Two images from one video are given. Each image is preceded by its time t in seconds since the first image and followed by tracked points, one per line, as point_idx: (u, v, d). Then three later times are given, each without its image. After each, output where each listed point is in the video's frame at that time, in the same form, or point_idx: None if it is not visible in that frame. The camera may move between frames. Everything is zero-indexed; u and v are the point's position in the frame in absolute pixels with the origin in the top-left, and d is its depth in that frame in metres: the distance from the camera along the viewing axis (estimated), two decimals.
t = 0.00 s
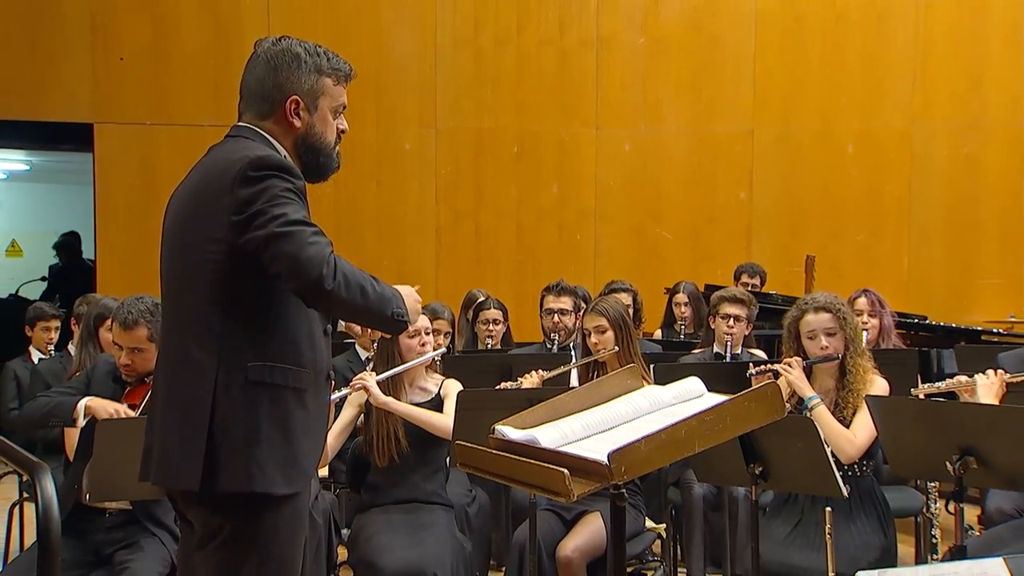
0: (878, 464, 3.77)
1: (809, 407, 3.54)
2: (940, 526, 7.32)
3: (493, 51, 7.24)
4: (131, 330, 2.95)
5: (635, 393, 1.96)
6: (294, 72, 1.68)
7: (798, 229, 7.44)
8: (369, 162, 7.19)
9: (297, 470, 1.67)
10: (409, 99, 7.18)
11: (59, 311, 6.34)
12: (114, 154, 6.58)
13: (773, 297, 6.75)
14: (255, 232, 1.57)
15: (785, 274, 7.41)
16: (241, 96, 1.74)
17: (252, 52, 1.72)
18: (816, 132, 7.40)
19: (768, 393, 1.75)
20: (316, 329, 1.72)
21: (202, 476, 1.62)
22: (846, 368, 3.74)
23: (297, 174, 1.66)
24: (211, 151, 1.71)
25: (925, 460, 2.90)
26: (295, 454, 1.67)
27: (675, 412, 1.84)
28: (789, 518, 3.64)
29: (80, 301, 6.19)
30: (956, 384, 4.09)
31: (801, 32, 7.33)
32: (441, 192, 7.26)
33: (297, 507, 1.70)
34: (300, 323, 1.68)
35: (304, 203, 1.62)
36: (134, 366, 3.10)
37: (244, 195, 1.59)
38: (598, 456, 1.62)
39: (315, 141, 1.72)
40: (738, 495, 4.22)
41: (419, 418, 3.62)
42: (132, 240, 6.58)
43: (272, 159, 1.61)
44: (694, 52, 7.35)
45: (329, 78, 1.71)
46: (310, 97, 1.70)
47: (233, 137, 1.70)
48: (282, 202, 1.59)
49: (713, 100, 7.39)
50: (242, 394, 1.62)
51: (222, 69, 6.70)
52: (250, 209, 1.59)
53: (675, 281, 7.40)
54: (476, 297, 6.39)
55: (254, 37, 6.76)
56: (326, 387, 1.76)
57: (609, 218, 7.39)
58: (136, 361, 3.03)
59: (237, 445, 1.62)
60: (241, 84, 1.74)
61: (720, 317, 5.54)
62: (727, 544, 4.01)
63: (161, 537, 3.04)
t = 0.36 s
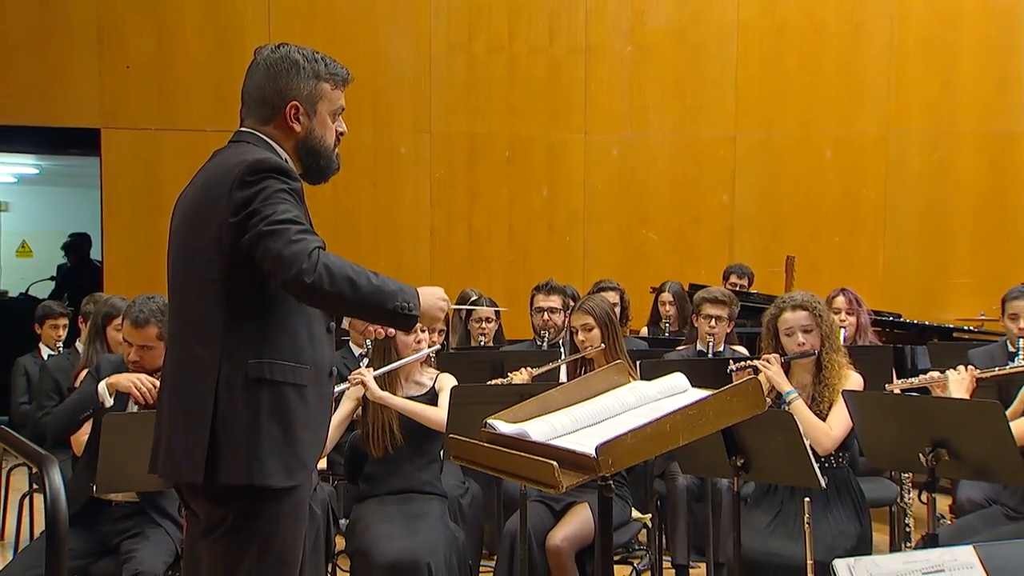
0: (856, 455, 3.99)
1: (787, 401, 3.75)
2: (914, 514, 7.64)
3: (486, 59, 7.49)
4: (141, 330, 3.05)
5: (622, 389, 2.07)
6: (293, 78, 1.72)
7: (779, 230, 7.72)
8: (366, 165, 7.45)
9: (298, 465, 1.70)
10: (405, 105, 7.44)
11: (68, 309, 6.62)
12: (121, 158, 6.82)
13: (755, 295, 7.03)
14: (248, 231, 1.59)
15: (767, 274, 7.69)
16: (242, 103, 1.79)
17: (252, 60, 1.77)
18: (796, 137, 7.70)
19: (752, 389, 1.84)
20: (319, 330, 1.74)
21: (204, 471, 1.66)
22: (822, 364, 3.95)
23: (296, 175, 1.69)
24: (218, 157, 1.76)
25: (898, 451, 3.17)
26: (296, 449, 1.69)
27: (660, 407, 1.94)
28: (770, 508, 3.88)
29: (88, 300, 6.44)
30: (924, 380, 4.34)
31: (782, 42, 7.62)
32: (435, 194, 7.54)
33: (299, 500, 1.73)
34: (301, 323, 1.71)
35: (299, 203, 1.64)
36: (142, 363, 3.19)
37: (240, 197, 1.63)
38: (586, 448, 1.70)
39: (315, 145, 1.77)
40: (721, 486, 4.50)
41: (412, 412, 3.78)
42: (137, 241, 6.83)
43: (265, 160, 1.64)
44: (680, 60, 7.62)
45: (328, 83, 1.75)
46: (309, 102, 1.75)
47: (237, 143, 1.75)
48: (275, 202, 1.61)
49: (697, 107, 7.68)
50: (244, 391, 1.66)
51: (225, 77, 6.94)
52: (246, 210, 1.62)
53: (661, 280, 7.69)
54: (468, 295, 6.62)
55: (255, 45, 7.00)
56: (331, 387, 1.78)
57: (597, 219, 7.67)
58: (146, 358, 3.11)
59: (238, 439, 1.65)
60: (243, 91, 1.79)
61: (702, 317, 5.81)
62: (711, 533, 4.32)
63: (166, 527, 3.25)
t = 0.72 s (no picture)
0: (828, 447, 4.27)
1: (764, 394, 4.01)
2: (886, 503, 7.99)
3: (477, 65, 7.77)
4: (161, 310, 3.51)
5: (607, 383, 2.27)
6: (294, 85, 1.84)
7: (758, 231, 8.04)
8: (362, 167, 7.72)
9: (297, 455, 1.79)
10: (399, 109, 7.71)
11: (74, 307, 6.88)
12: (126, 160, 7.08)
13: (735, 293, 7.33)
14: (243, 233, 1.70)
15: (746, 273, 8.02)
16: (246, 107, 1.90)
17: (256, 66, 1.89)
18: (774, 141, 8.02)
19: (729, 382, 2.01)
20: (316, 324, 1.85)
21: (205, 459, 1.76)
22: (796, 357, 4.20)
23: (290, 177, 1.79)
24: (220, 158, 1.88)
25: (871, 440, 3.46)
26: (294, 440, 1.78)
27: (642, 399, 2.13)
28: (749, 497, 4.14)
29: (93, 298, 6.69)
30: (891, 374, 4.62)
31: (760, 50, 7.94)
32: (428, 195, 7.82)
33: (297, 489, 1.82)
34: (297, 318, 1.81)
35: (292, 205, 1.75)
36: (154, 347, 3.60)
37: (236, 199, 1.73)
38: (571, 440, 1.87)
39: (314, 149, 1.88)
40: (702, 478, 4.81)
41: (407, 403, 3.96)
42: (140, 240, 7.07)
43: (260, 164, 1.74)
44: (662, 67, 7.93)
45: (328, 91, 1.87)
46: (309, 108, 1.86)
47: (239, 145, 1.86)
48: (269, 206, 1.71)
49: (679, 112, 7.99)
50: (241, 384, 1.75)
51: (224, 83, 7.18)
52: (241, 212, 1.72)
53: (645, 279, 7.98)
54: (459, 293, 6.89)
55: (254, 52, 7.25)
56: (330, 379, 1.89)
57: (584, 220, 7.95)
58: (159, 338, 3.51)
59: (236, 429, 1.75)
60: (247, 96, 1.90)
61: (683, 316, 6.11)
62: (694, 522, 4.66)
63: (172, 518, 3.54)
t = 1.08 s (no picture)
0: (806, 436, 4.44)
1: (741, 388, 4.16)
2: (860, 491, 8.35)
3: (469, 71, 8.06)
4: (163, 307, 3.74)
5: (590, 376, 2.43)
6: (302, 95, 2.03)
7: (738, 231, 8.39)
8: (357, 169, 7.99)
9: (284, 444, 1.99)
10: (393, 113, 7.98)
11: (80, 304, 7.14)
12: (130, 163, 7.35)
13: (715, 291, 7.65)
14: (245, 233, 1.90)
15: (727, 271, 8.34)
16: (254, 107, 2.09)
17: (270, 71, 2.09)
18: (753, 145, 8.37)
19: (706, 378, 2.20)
20: (306, 323, 2.05)
21: (199, 444, 1.95)
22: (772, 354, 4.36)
23: (286, 180, 1.99)
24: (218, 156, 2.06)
25: (845, 434, 3.68)
26: (282, 431, 1.98)
27: (623, 393, 2.29)
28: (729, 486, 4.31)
29: (98, 295, 6.95)
30: (862, 368, 4.94)
31: (740, 58, 8.28)
32: (421, 196, 8.10)
33: (287, 477, 2.02)
34: (290, 318, 2.01)
35: (289, 209, 1.96)
36: (157, 344, 3.80)
37: (236, 200, 1.93)
38: (557, 432, 2.05)
39: (310, 155, 2.06)
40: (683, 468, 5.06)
41: (402, 397, 4.22)
42: (144, 240, 7.35)
43: (260, 167, 1.94)
44: (647, 74, 8.26)
45: (333, 105, 2.06)
46: (311, 117, 2.05)
47: (237, 145, 2.05)
48: (268, 211, 1.92)
49: (662, 117, 8.32)
50: (234, 374, 1.95)
51: (226, 88, 7.47)
52: (241, 213, 1.92)
53: (630, 277, 8.31)
54: (452, 291, 7.20)
55: (254, 58, 7.53)
56: (316, 374, 2.09)
57: (572, 221, 8.27)
58: (161, 333, 3.74)
59: (229, 417, 1.94)
60: (256, 100, 2.09)
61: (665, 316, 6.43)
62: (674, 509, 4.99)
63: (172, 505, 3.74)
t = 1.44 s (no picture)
0: (784, 427, 4.57)
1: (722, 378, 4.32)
2: (835, 478, 8.74)
3: (460, 74, 8.37)
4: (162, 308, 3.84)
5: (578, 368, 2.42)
6: (301, 97, 2.03)
7: (720, 229, 8.74)
8: (352, 169, 8.28)
9: (279, 431, 2.00)
10: (388, 115, 8.27)
11: (87, 298, 7.42)
12: (135, 163, 7.63)
13: (697, 286, 7.99)
14: (242, 227, 1.92)
15: (710, 267, 8.70)
16: (257, 109, 2.11)
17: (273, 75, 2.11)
18: (734, 147, 8.72)
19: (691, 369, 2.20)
20: (303, 311, 2.06)
21: (195, 430, 1.96)
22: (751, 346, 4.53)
23: (282, 176, 2.02)
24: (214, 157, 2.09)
25: (822, 423, 3.85)
26: (276, 416, 1.99)
27: (612, 383, 2.28)
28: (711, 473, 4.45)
29: (104, 290, 7.23)
30: (840, 359, 5.25)
31: (721, 62, 8.62)
32: (415, 195, 8.40)
33: (280, 462, 2.03)
34: (286, 306, 2.02)
35: (286, 200, 1.99)
36: (159, 340, 3.95)
37: (234, 196, 1.96)
38: (547, 422, 2.01)
39: (310, 157, 2.07)
40: (668, 456, 5.36)
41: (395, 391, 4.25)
42: (147, 237, 7.62)
43: (256, 164, 1.97)
44: (631, 78, 8.59)
45: (333, 107, 2.06)
46: (311, 119, 2.05)
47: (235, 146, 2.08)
48: (265, 204, 1.94)
49: (646, 119, 8.65)
50: (231, 362, 1.96)
51: (227, 90, 7.77)
52: (239, 208, 1.95)
53: (616, 272, 8.65)
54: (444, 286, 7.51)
55: (254, 62, 7.82)
56: (314, 361, 2.10)
57: (560, 219, 8.60)
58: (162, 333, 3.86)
59: (223, 405, 1.95)
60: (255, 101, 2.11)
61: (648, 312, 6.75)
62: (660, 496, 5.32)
63: (175, 491, 3.93)
